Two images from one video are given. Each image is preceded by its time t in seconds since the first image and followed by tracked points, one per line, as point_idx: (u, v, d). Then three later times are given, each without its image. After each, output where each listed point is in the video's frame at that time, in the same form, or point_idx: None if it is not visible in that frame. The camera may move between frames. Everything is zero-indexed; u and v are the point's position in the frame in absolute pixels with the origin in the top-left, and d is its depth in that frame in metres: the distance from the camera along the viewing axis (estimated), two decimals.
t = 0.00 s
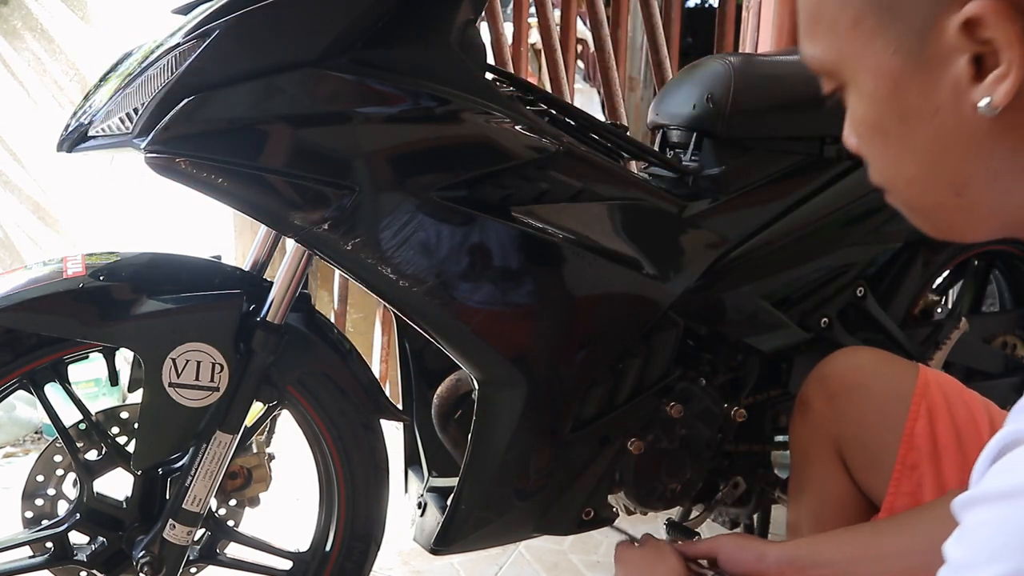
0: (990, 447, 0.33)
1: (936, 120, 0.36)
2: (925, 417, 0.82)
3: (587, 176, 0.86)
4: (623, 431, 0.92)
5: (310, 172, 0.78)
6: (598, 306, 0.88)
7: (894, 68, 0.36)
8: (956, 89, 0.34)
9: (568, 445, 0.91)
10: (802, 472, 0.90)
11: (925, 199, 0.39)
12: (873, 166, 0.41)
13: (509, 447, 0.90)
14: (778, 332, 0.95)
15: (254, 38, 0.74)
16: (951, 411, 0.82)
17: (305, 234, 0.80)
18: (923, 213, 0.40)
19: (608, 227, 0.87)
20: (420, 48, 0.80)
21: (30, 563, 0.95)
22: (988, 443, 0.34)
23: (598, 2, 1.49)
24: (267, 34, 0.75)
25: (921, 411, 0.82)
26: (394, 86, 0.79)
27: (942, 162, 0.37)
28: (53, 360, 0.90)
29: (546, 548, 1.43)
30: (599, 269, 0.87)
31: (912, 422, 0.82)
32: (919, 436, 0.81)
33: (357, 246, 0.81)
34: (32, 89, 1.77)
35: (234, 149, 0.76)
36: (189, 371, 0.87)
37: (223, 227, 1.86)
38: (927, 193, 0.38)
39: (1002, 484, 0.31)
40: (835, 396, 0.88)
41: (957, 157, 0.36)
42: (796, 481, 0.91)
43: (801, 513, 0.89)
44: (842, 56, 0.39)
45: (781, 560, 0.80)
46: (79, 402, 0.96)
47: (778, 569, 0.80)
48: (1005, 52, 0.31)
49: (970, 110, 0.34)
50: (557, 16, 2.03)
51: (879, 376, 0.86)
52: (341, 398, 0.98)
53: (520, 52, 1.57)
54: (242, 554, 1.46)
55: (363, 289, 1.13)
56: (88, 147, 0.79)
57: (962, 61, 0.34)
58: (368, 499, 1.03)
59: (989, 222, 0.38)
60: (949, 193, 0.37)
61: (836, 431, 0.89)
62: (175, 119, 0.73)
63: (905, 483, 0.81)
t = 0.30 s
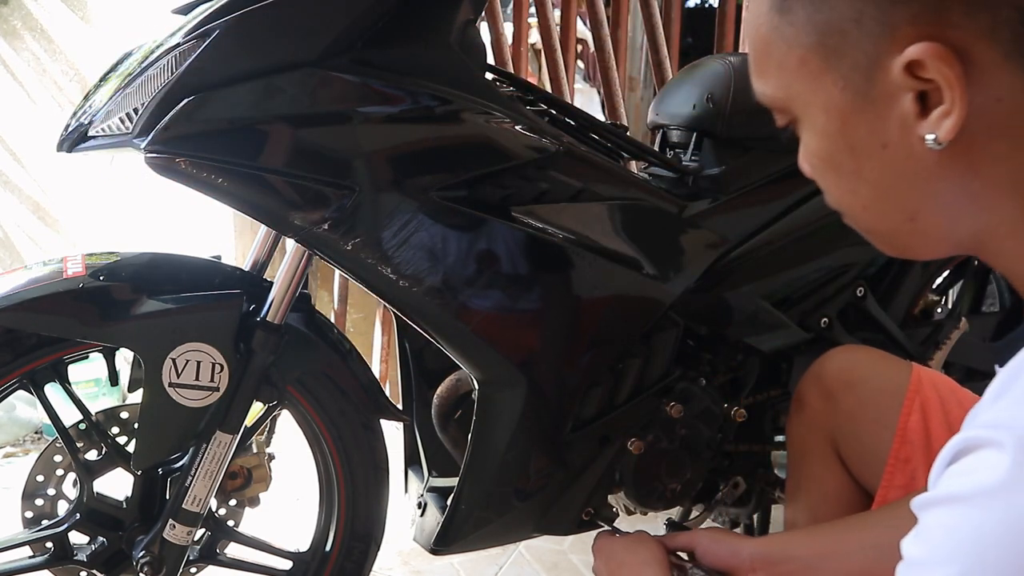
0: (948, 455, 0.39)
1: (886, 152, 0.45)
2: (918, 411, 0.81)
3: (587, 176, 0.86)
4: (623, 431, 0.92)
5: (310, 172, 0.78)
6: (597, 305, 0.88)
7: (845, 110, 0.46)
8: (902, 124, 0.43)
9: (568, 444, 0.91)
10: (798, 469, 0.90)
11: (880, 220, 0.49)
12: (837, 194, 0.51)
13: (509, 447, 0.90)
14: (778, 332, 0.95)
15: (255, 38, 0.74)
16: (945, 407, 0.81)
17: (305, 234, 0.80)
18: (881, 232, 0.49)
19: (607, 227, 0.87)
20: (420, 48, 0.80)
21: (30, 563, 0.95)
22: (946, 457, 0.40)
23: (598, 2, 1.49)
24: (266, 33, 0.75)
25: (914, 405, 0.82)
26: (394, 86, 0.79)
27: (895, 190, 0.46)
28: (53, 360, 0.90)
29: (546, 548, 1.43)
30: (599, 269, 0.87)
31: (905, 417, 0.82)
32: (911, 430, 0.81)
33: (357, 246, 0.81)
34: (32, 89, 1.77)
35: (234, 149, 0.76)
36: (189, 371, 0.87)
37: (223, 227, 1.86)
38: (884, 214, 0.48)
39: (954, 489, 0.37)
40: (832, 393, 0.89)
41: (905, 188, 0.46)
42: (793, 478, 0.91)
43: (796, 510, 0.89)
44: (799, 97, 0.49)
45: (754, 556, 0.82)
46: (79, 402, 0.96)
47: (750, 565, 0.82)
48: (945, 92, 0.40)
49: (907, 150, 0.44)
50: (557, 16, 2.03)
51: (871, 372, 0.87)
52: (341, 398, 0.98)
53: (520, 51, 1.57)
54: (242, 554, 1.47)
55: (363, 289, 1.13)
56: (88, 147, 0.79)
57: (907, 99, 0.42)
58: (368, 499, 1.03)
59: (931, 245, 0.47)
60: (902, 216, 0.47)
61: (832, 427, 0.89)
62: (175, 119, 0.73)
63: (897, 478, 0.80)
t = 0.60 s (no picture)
0: (916, 436, 0.41)
1: (842, 154, 0.50)
2: (913, 411, 0.83)
3: (587, 176, 0.86)
4: (623, 431, 0.92)
5: (310, 172, 0.78)
6: (597, 305, 0.88)
7: (804, 114, 0.50)
8: (856, 125, 0.47)
9: (567, 445, 0.92)
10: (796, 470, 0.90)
11: (844, 216, 0.54)
12: (805, 194, 0.56)
13: (510, 447, 0.90)
14: (777, 332, 0.95)
15: (255, 38, 0.74)
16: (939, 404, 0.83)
17: (305, 234, 0.80)
18: (847, 228, 0.55)
19: (607, 227, 0.87)
20: (420, 48, 0.80)
21: (30, 563, 0.95)
22: (914, 440, 0.42)
23: (598, 2, 1.49)
24: (266, 33, 0.75)
25: (910, 405, 0.83)
26: (394, 86, 0.79)
27: (854, 189, 0.51)
28: (53, 360, 0.90)
29: (546, 547, 1.43)
30: (599, 269, 0.87)
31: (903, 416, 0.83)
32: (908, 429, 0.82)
33: (357, 246, 0.81)
34: (32, 89, 1.77)
35: (234, 149, 0.76)
36: (189, 371, 0.87)
37: (223, 227, 1.86)
38: (847, 211, 0.53)
39: (920, 471, 0.39)
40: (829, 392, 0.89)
41: (862, 187, 0.50)
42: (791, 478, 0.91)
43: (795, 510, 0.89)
44: (764, 104, 0.53)
45: (743, 559, 0.84)
46: (79, 402, 0.96)
47: (740, 567, 0.83)
48: (892, 93, 0.44)
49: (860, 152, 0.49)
50: (557, 16, 2.03)
51: (870, 370, 0.87)
52: (341, 398, 0.98)
53: (520, 51, 1.57)
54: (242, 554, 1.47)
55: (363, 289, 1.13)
56: (88, 147, 0.79)
57: (858, 100, 0.46)
58: (368, 499, 1.03)
59: (889, 238, 0.52)
60: (862, 213, 0.52)
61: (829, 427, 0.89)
62: (175, 119, 0.73)
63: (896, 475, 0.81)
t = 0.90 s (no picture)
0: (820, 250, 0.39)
1: (788, 76, 0.46)
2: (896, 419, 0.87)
3: (587, 176, 0.86)
4: (623, 431, 0.92)
5: (310, 172, 0.78)
6: (597, 306, 0.88)
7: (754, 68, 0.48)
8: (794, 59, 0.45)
9: (567, 445, 0.92)
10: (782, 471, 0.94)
11: (803, 145, 0.47)
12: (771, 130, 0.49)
13: (509, 447, 0.90)
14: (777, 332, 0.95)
15: (255, 38, 0.74)
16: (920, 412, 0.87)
17: (305, 234, 0.80)
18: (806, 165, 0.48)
19: (607, 227, 0.87)
20: (420, 48, 0.80)
21: (31, 563, 0.95)
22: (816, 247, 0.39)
23: (598, 2, 1.49)
24: (266, 34, 0.75)
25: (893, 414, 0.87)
26: (394, 86, 0.79)
27: (804, 111, 0.46)
28: (53, 360, 0.90)
29: (546, 547, 1.43)
30: (599, 269, 0.87)
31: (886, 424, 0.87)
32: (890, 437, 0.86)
33: (357, 246, 0.81)
34: (32, 89, 1.77)
35: (234, 150, 0.76)
36: (189, 371, 0.87)
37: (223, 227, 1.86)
38: (802, 139, 0.47)
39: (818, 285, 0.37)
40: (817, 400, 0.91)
41: (812, 107, 0.45)
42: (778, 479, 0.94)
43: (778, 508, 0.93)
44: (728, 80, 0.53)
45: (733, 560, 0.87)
46: (79, 402, 0.96)
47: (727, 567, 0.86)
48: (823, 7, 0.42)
49: (803, 65, 0.45)
50: (557, 15, 2.03)
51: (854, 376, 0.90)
52: (341, 398, 0.98)
53: (520, 52, 1.57)
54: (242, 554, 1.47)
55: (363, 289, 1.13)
56: (88, 147, 0.79)
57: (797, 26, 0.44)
58: (368, 499, 1.03)
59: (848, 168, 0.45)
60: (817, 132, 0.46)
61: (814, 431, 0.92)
62: (175, 119, 0.74)
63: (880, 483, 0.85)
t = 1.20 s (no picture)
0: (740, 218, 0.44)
1: (745, 53, 0.49)
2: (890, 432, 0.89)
3: (586, 176, 0.86)
4: (623, 431, 0.92)
5: (310, 172, 0.78)
6: (599, 306, 0.88)
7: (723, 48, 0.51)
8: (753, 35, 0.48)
9: (567, 444, 0.91)
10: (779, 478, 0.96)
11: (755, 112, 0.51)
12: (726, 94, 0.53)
13: (509, 447, 0.90)
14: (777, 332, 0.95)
15: (255, 37, 0.75)
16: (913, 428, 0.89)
17: (305, 234, 0.80)
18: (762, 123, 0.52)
19: (606, 227, 0.87)
20: (420, 48, 0.80)
21: (31, 563, 0.95)
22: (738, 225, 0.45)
23: (598, 2, 1.49)
24: (266, 34, 0.75)
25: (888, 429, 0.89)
26: (394, 86, 0.79)
27: (759, 79, 0.49)
28: (53, 360, 0.90)
29: (546, 548, 1.43)
30: (599, 269, 0.87)
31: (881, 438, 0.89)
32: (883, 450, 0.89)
33: (357, 246, 0.81)
34: (32, 89, 1.77)
35: (234, 150, 0.76)
36: (189, 371, 0.87)
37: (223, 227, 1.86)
38: (756, 105, 0.51)
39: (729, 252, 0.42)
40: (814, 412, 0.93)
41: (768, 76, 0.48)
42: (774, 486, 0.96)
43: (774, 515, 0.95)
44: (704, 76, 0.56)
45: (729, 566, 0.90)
46: (79, 402, 0.96)
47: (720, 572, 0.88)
48: None
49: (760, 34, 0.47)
50: (557, 15, 2.03)
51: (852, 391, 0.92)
52: (341, 398, 0.98)
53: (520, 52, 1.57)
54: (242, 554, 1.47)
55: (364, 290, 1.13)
56: (88, 147, 0.79)
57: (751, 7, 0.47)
58: (368, 499, 1.03)
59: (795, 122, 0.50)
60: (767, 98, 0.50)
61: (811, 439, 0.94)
62: (175, 119, 0.74)
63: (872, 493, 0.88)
